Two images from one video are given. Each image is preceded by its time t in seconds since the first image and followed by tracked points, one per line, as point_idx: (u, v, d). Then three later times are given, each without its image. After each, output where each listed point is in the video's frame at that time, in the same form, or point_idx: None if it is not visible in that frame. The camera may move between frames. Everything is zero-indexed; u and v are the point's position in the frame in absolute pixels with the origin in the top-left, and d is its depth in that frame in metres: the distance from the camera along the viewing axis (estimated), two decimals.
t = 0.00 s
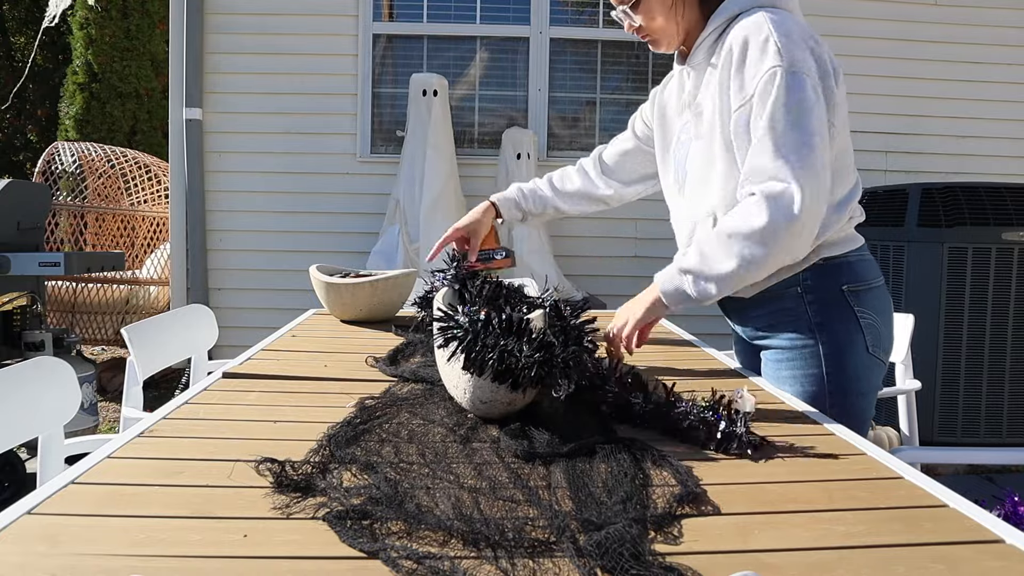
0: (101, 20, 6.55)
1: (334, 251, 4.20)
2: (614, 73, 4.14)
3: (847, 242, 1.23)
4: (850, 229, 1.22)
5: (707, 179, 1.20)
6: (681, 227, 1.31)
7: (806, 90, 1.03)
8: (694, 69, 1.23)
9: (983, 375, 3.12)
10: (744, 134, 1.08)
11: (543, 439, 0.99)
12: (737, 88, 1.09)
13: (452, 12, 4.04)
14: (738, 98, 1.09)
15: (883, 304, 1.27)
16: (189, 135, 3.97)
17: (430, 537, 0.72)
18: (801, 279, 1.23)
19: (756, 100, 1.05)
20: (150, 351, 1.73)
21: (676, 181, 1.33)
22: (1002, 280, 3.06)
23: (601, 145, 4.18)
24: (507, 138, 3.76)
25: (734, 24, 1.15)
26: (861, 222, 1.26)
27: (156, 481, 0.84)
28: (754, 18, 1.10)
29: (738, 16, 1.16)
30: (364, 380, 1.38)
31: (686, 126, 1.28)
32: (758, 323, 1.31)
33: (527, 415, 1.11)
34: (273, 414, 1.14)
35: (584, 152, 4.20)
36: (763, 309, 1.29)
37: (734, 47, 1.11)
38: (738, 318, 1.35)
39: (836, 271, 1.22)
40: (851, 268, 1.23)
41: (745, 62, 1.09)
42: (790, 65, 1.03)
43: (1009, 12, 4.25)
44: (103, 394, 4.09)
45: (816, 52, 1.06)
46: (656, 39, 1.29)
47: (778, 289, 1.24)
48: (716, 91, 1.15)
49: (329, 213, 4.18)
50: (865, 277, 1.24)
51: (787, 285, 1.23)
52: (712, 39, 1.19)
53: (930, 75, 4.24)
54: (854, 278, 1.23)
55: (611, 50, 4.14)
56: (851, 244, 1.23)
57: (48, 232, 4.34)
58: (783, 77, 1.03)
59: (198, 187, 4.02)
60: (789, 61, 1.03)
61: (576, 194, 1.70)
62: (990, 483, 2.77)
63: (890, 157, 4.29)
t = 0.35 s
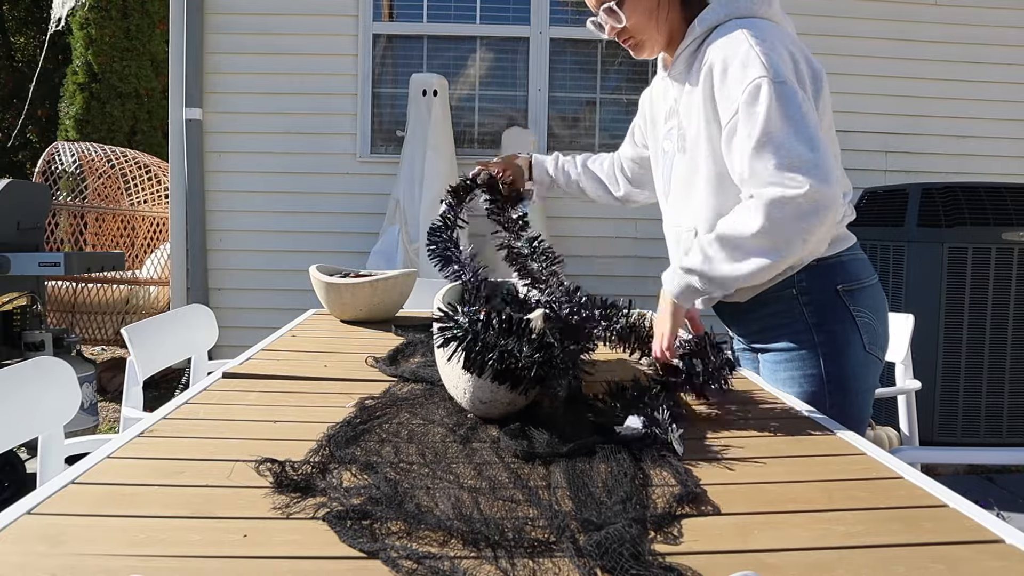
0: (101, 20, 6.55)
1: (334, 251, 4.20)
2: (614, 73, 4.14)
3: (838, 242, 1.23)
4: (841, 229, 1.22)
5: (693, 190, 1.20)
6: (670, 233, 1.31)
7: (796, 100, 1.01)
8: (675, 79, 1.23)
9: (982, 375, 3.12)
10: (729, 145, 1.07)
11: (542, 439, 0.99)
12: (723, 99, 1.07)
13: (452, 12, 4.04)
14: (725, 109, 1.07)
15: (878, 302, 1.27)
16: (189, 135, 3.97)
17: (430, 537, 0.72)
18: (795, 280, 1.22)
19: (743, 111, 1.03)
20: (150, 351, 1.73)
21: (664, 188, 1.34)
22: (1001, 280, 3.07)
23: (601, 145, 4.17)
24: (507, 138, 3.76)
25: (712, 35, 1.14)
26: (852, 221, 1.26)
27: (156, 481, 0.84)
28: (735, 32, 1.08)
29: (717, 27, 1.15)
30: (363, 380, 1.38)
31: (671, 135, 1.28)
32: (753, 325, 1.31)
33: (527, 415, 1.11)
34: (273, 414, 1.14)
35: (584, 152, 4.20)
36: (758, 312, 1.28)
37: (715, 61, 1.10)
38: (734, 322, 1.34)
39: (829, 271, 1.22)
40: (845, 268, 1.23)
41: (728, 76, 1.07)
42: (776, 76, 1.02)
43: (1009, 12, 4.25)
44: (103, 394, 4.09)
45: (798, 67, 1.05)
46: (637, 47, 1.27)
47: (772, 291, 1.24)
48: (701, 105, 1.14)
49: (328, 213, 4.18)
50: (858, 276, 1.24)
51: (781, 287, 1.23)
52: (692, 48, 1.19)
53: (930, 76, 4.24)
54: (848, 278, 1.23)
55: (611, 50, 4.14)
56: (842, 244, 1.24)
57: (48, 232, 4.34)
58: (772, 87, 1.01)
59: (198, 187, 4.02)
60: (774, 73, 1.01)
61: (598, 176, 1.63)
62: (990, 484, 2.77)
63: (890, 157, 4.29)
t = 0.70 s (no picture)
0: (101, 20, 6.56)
1: (333, 251, 4.20)
2: (614, 73, 4.14)
3: (838, 242, 1.24)
4: (841, 230, 1.23)
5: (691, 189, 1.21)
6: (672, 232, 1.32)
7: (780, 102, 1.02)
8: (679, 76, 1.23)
9: (983, 375, 3.12)
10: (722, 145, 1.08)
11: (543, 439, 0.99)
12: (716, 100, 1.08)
13: (452, 12, 4.04)
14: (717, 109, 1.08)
15: (880, 304, 1.27)
16: (189, 135, 3.97)
17: (430, 537, 0.72)
18: (795, 281, 1.23)
19: (732, 115, 1.04)
20: (150, 351, 1.73)
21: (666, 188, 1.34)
22: (1001, 280, 3.07)
23: (600, 145, 4.18)
24: (507, 138, 3.76)
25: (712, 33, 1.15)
26: (854, 222, 1.27)
27: (156, 480, 0.84)
28: (732, 29, 1.09)
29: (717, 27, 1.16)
30: (363, 380, 1.38)
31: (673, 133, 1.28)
32: (753, 326, 1.31)
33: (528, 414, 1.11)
34: (272, 414, 1.14)
35: (584, 151, 4.20)
36: (758, 313, 1.29)
37: (712, 59, 1.10)
38: (734, 322, 1.35)
39: (829, 272, 1.22)
40: (846, 269, 1.23)
41: (722, 75, 1.08)
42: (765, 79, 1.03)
43: (1009, 12, 4.25)
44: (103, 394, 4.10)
45: (793, 64, 1.06)
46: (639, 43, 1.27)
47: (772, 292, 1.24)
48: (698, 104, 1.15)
49: (328, 213, 4.18)
50: (859, 277, 1.24)
51: (781, 288, 1.23)
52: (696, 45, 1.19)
53: (930, 76, 4.24)
54: (849, 279, 1.23)
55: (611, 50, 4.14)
56: (842, 245, 1.24)
57: (48, 232, 4.35)
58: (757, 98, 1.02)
59: (198, 187, 4.02)
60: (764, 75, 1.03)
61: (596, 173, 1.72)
62: (989, 484, 2.77)
63: (890, 157, 4.29)
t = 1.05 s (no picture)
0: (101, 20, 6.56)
1: (333, 251, 4.20)
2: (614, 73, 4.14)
3: (827, 240, 1.25)
4: (828, 229, 1.24)
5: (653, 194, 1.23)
6: (652, 238, 1.34)
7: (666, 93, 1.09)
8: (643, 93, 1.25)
9: (983, 375, 3.12)
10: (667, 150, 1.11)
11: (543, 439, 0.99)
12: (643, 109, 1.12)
13: (452, 12, 4.04)
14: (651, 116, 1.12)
15: (873, 302, 1.27)
16: (189, 135, 3.97)
17: (430, 537, 0.72)
18: (784, 282, 1.23)
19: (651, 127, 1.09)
20: (150, 351, 1.73)
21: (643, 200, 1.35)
22: (1001, 280, 3.07)
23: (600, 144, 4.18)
24: (507, 138, 3.76)
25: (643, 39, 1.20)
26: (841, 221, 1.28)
27: (157, 481, 0.84)
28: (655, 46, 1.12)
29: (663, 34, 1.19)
30: (363, 380, 1.38)
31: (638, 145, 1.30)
32: (748, 327, 1.32)
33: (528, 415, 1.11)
34: (272, 414, 1.14)
35: (584, 151, 4.20)
36: (751, 315, 1.29)
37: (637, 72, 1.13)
38: (728, 324, 1.36)
39: (819, 272, 1.23)
40: (835, 268, 1.24)
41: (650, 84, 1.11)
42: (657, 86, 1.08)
43: (1009, 12, 4.25)
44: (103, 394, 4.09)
45: (699, 51, 1.10)
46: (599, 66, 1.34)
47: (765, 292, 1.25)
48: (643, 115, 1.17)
49: (328, 213, 4.18)
50: (849, 277, 1.25)
51: (771, 289, 1.24)
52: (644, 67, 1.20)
53: (930, 76, 4.24)
54: (839, 279, 1.24)
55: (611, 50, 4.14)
56: (830, 244, 1.25)
57: (48, 232, 4.34)
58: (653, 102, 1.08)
59: (198, 187, 4.02)
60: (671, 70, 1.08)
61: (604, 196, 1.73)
62: (989, 483, 2.78)
63: (890, 157, 4.29)
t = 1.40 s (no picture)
0: (101, 21, 6.56)
1: (333, 251, 4.20)
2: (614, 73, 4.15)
3: (845, 243, 1.22)
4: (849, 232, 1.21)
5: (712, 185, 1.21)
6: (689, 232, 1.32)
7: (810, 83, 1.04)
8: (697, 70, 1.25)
9: (983, 375, 3.12)
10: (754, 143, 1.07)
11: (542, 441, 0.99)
12: (750, 95, 1.06)
13: (452, 12, 4.04)
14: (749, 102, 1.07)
15: (884, 305, 1.26)
16: (189, 135, 3.97)
17: (430, 536, 0.72)
18: (795, 282, 1.24)
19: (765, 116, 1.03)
20: (151, 351, 1.73)
21: (676, 187, 1.35)
22: (1001, 280, 3.07)
23: (601, 145, 4.18)
24: (507, 138, 3.77)
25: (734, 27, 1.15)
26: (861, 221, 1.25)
27: (157, 480, 0.84)
28: (757, 25, 1.07)
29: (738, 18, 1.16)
30: (363, 380, 1.38)
31: (687, 128, 1.30)
32: (758, 323, 1.32)
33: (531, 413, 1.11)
34: (272, 414, 1.14)
35: (584, 151, 4.20)
36: (762, 310, 1.30)
37: (739, 55, 1.08)
38: (738, 318, 1.37)
39: (833, 273, 1.22)
40: (849, 270, 1.22)
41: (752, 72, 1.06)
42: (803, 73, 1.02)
43: (1009, 12, 4.25)
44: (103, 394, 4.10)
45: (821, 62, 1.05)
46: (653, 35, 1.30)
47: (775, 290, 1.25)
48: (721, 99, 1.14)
49: (328, 213, 4.18)
50: (862, 279, 1.23)
51: (783, 286, 1.25)
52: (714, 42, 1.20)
53: (930, 76, 4.24)
54: (852, 280, 1.22)
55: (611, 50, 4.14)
56: (848, 247, 1.22)
57: (48, 232, 4.35)
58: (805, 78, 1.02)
59: (197, 186, 4.02)
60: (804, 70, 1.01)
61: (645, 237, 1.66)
62: (990, 484, 2.78)
63: (890, 157, 4.29)
